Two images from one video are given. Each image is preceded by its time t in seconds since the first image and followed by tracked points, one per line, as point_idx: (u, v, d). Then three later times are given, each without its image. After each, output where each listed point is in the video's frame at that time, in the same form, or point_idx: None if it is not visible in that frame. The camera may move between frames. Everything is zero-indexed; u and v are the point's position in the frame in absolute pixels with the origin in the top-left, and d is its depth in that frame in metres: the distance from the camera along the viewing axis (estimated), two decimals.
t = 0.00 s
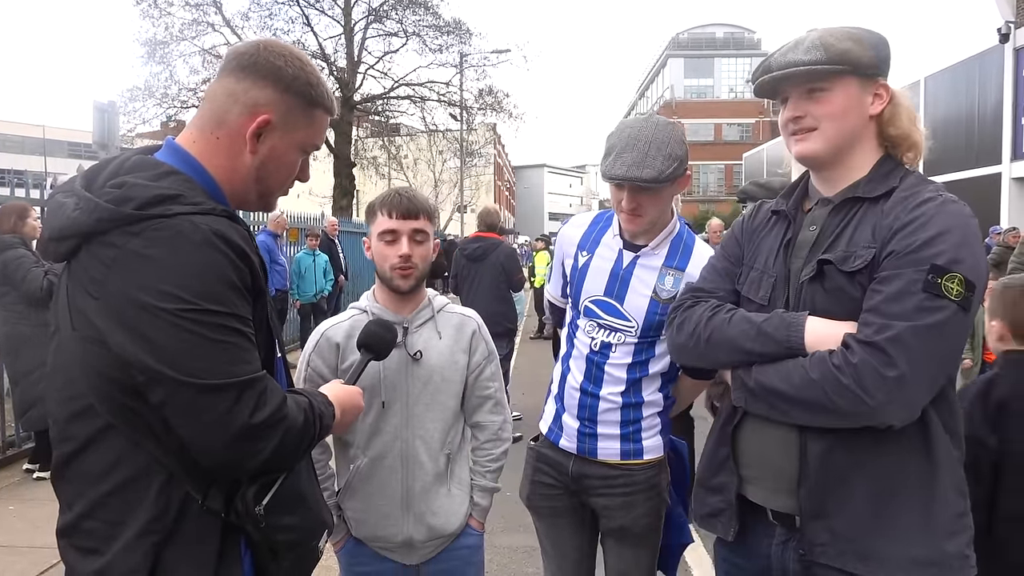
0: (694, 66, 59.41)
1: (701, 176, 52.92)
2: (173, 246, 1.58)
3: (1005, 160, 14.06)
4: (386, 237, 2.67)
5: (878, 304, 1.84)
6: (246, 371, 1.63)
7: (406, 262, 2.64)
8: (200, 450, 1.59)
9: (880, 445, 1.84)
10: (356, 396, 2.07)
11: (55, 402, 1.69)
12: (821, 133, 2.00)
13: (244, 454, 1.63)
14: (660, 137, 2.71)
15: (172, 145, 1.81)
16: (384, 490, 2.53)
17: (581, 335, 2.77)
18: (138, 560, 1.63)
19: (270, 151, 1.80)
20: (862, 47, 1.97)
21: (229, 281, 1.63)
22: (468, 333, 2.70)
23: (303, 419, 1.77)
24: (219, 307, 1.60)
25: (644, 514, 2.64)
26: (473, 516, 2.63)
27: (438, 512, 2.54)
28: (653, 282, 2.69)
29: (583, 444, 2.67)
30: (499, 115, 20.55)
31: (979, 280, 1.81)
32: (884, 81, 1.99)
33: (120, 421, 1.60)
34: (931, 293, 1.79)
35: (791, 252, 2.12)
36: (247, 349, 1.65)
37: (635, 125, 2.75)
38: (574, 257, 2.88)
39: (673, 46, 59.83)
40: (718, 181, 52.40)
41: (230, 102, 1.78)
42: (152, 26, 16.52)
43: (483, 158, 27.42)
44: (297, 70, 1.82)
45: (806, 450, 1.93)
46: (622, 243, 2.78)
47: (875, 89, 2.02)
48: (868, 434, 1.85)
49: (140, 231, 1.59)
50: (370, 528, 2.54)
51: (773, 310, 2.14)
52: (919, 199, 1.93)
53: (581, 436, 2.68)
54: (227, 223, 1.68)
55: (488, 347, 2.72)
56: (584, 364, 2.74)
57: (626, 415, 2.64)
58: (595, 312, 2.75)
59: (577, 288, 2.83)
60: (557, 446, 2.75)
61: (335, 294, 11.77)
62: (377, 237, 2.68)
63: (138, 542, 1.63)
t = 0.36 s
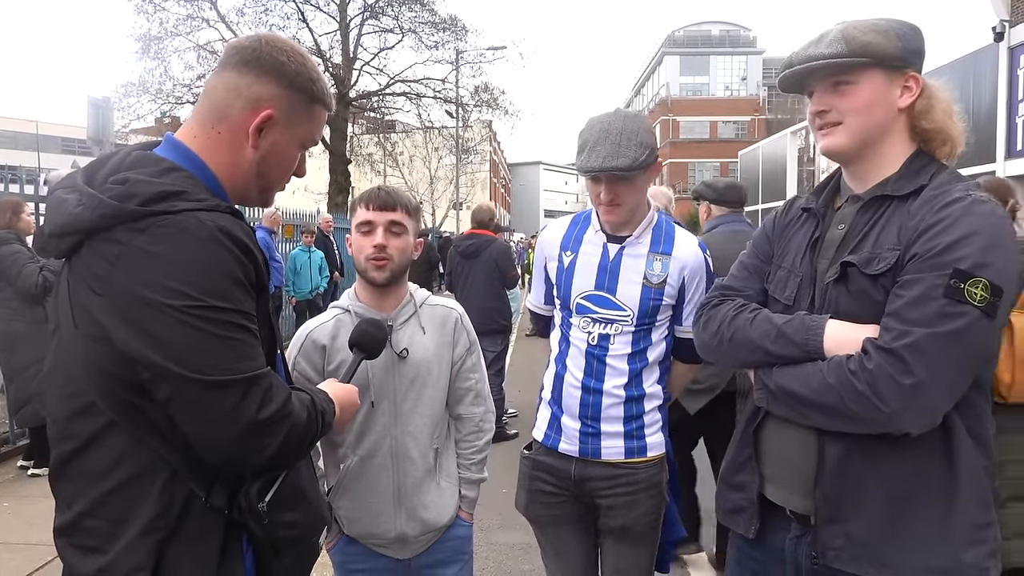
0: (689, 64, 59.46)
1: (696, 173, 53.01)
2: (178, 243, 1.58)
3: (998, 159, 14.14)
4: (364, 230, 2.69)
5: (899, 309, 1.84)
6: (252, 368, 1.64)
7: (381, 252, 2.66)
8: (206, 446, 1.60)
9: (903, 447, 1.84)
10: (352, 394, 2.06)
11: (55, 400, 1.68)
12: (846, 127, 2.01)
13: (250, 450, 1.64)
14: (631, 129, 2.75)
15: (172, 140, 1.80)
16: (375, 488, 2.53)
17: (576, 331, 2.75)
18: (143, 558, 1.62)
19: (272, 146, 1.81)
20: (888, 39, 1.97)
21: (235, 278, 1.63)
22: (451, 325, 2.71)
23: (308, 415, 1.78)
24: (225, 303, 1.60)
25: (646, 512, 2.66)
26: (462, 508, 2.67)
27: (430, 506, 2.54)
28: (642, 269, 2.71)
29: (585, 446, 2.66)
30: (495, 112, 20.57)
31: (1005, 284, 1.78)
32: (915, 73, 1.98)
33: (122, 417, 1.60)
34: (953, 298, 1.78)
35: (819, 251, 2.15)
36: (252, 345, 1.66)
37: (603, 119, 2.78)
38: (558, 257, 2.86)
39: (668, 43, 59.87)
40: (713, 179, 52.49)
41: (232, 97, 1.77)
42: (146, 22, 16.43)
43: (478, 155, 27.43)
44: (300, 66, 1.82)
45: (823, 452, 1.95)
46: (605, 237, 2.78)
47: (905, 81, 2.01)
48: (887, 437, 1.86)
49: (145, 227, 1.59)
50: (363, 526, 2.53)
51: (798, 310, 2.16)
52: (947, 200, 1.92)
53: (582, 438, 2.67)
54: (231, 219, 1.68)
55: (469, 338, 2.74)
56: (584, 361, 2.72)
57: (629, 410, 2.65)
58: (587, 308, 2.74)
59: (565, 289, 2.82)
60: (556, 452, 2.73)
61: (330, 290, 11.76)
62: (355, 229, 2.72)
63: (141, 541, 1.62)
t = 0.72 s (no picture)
0: (685, 66, 59.58)
1: (691, 175, 53.11)
2: (185, 248, 1.57)
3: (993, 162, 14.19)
4: (359, 228, 2.68)
5: (890, 314, 1.84)
6: (256, 373, 1.63)
7: (374, 251, 2.64)
8: (210, 451, 1.59)
9: (895, 451, 1.83)
10: (347, 397, 2.04)
11: (57, 402, 1.66)
12: (851, 132, 2.01)
13: (253, 455, 1.64)
14: (591, 131, 2.76)
15: (174, 144, 1.79)
16: (366, 490, 2.52)
17: (559, 336, 2.73)
18: (145, 563, 1.60)
19: (274, 150, 1.80)
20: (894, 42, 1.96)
21: (241, 283, 1.63)
22: (444, 329, 2.70)
23: (310, 419, 1.78)
24: (232, 309, 1.59)
25: (639, 511, 2.69)
26: (456, 515, 2.66)
27: (421, 511, 2.54)
28: (618, 267, 2.74)
29: (577, 450, 2.66)
30: (491, 113, 20.61)
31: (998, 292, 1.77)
32: (922, 77, 1.97)
33: (125, 421, 1.58)
34: (944, 305, 1.78)
35: (820, 256, 2.14)
36: (257, 350, 1.65)
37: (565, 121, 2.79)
38: (529, 266, 2.81)
39: (664, 45, 60.00)
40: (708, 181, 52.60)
41: (234, 99, 1.76)
42: (142, 22, 16.39)
43: (474, 156, 27.47)
44: (302, 69, 1.82)
45: (813, 451, 1.95)
46: (575, 241, 2.77)
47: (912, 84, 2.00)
48: (877, 442, 1.84)
49: (152, 232, 1.58)
50: (354, 529, 2.53)
51: (797, 312, 2.17)
52: (946, 206, 1.91)
53: (574, 442, 2.66)
54: (238, 224, 1.68)
55: (463, 341, 2.74)
56: (570, 365, 2.70)
57: (618, 410, 2.68)
58: (568, 313, 2.73)
59: (541, 296, 2.78)
60: (545, 460, 2.71)
61: (326, 291, 11.74)
62: (351, 226, 2.71)
63: (143, 545, 1.60)
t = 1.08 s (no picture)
0: (680, 70, 59.75)
1: (687, 179, 53.23)
2: (215, 250, 1.59)
3: (986, 165, 14.24)
4: (370, 236, 2.68)
5: (866, 310, 1.85)
6: (288, 368, 1.65)
7: (389, 260, 2.67)
8: (249, 443, 1.61)
9: (864, 445, 1.86)
10: (392, 384, 2.06)
11: (74, 406, 1.68)
12: (816, 144, 2.04)
13: (289, 448, 1.65)
14: (547, 134, 2.77)
15: (185, 149, 1.83)
16: (361, 495, 2.52)
17: (534, 344, 2.76)
18: (167, 562, 1.63)
19: (278, 143, 1.83)
20: (852, 57, 1.99)
21: (268, 282, 1.65)
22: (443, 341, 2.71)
23: (343, 412, 1.80)
24: (262, 308, 1.62)
25: (628, 511, 2.69)
26: (451, 519, 2.66)
27: (416, 516, 2.54)
28: (583, 270, 2.75)
29: (561, 453, 2.69)
30: (486, 117, 20.67)
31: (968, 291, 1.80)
32: (884, 87, 1.99)
33: (149, 421, 1.61)
34: (919, 303, 1.80)
35: (793, 255, 2.16)
36: (286, 347, 1.67)
37: (519, 128, 2.80)
38: (496, 278, 2.86)
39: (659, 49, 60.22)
40: (703, 185, 52.74)
41: (230, 101, 1.79)
42: (137, 26, 16.37)
43: (469, 161, 27.50)
44: (287, 57, 1.81)
45: (783, 446, 1.98)
46: (539, 249, 2.80)
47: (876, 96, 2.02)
48: (848, 435, 1.88)
49: (182, 236, 1.60)
50: (349, 534, 2.52)
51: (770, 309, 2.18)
52: (920, 208, 1.94)
53: (558, 446, 2.69)
54: (260, 227, 1.71)
55: (465, 353, 2.75)
56: (547, 372, 2.73)
57: (599, 411, 2.69)
58: (539, 321, 2.77)
59: (512, 307, 2.83)
60: (530, 463, 2.75)
61: (321, 296, 11.71)
62: (359, 235, 2.70)
63: (164, 545, 1.63)
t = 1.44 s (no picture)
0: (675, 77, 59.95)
1: (681, 185, 53.35)
2: (248, 251, 1.67)
3: (978, 173, 14.30)
4: (384, 242, 2.65)
5: (838, 318, 1.87)
6: (322, 354, 1.76)
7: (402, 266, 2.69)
8: (300, 421, 1.72)
9: (839, 452, 1.88)
10: (442, 365, 2.21)
11: (102, 402, 1.73)
12: (776, 159, 2.11)
13: (333, 426, 1.75)
14: (539, 136, 2.76)
15: (201, 153, 1.87)
16: (360, 501, 2.50)
17: (522, 348, 2.79)
18: (190, 552, 1.68)
19: (289, 151, 1.86)
20: (801, 73, 2.04)
21: (296, 277, 1.75)
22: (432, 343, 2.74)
23: (383, 392, 1.90)
24: (294, 303, 1.72)
25: (616, 522, 2.69)
26: (444, 520, 2.68)
27: (415, 519, 2.54)
28: (573, 275, 2.76)
29: (546, 461, 2.70)
30: (481, 122, 20.71)
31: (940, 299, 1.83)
32: (834, 100, 2.02)
33: (179, 416, 1.67)
34: (890, 310, 1.82)
35: (770, 263, 2.17)
36: (319, 337, 1.78)
37: (510, 131, 2.83)
38: (489, 281, 2.90)
39: (654, 56, 60.43)
40: (697, 191, 52.87)
41: (244, 110, 1.83)
42: (131, 30, 16.35)
43: (464, 167, 27.53)
44: (301, 69, 1.85)
45: (761, 454, 1.98)
46: (531, 253, 2.83)
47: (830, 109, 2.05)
48: (822, 442, 1.90)
49: (216, 239, 1.67)
50: (346, 542, 2.49)
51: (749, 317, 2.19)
52: (890, 218, 1.95)
53: (543, 453, 2.71)
54: (286, 230, 1.79)
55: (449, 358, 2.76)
56: (533, 377, 2.76)
57: (585, 419, 2.70)
58: (528, 325, 2.79)
59: (501, 309, 2.86)
60: (517, 471, 2.77)
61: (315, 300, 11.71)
62: (371, 242, 2.63)
63: (189, 535, 1.68)
